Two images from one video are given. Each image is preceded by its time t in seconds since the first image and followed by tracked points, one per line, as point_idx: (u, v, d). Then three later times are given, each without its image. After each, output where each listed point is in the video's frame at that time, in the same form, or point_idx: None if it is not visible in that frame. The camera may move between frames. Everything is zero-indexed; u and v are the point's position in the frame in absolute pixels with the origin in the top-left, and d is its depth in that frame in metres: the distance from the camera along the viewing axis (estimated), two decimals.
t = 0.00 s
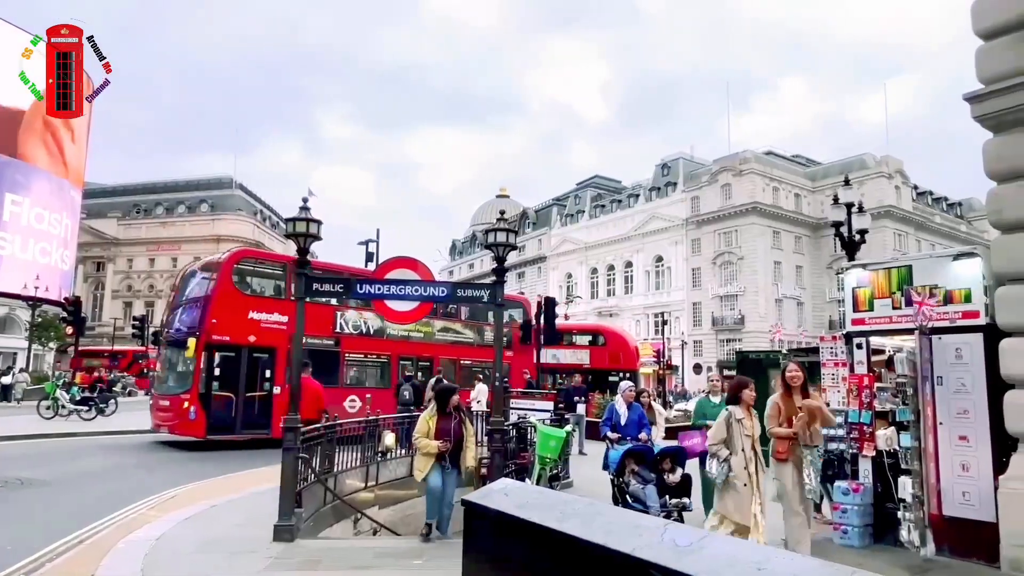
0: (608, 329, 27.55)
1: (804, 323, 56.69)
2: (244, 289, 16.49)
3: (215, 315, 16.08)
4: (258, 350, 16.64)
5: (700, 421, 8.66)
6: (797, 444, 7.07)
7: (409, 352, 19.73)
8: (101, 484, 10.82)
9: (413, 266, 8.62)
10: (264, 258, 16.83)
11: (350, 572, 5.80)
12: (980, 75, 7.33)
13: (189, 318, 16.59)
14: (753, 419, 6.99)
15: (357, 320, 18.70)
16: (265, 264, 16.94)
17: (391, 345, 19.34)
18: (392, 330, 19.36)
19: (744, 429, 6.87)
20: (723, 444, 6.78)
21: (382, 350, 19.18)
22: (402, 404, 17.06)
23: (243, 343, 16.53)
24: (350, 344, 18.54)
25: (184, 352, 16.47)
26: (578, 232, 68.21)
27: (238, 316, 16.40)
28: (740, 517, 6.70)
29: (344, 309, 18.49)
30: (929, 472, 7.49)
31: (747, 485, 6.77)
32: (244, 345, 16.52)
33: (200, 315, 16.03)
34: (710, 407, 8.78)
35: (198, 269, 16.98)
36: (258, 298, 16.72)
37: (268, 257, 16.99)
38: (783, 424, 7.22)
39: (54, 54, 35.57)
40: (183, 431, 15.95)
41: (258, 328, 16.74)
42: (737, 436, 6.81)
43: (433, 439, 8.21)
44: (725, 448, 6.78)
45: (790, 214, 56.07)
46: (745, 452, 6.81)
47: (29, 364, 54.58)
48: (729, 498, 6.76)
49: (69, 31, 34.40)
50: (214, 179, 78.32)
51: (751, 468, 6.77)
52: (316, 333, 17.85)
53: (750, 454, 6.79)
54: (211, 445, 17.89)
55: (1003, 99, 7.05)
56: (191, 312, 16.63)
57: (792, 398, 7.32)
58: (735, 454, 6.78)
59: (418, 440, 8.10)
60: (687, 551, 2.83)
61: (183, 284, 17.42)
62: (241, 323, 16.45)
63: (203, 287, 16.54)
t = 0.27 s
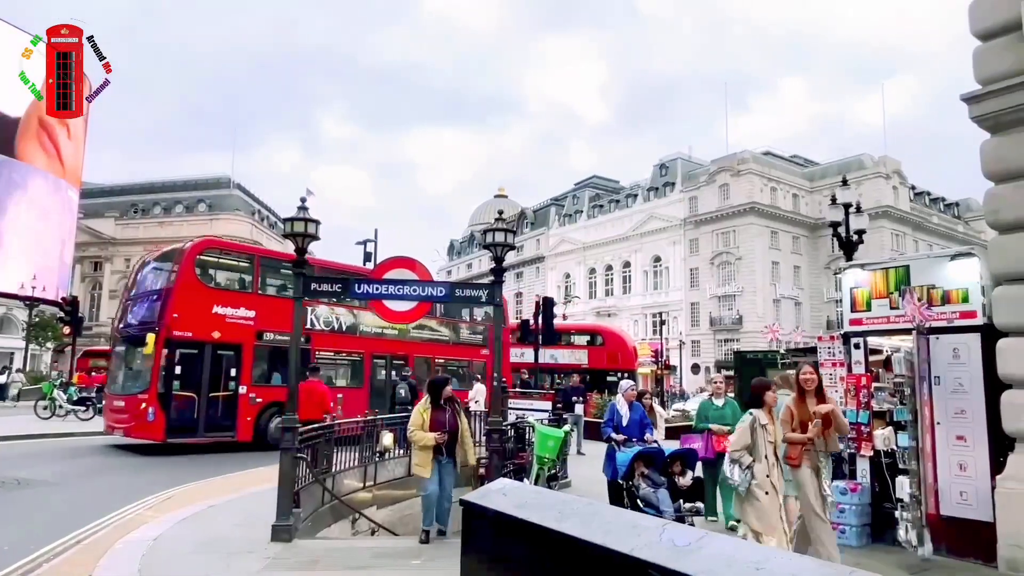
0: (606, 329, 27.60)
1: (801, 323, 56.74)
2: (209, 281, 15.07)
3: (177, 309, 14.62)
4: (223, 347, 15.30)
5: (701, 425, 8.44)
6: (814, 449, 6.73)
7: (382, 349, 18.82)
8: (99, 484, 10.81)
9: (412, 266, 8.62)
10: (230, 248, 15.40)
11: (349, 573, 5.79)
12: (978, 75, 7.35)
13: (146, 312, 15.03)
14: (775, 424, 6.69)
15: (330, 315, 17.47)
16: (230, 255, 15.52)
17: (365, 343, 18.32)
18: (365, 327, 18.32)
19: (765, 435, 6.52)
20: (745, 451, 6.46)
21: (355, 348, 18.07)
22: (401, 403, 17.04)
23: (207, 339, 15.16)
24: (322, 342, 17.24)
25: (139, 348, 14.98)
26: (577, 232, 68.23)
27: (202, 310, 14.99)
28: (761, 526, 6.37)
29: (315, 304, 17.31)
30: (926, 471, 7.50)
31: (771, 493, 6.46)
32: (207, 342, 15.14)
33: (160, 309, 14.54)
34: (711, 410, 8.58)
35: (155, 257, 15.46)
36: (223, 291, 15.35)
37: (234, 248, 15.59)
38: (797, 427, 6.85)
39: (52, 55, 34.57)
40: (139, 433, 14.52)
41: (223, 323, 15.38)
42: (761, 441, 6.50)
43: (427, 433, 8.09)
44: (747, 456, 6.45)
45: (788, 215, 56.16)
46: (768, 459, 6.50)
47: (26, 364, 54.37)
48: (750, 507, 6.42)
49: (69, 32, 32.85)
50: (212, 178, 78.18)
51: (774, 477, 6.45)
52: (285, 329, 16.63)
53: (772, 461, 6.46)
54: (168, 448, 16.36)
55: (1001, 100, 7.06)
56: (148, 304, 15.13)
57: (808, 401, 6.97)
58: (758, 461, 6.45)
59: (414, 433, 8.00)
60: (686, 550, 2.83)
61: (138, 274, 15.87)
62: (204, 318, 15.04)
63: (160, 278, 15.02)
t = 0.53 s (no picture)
0: (606, 330, 27.61)
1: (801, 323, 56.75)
2: (171, 271, 14.12)
3: (138, 301, 13.65)
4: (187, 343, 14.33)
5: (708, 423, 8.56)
6: (836, 448, 6.29)
7: (357, 348, 17.98)
8: (100, 485, 10.82)
9: (411, 266, 8.62)
10: (196, 237, 14.57)
11: (348, 573, 5.79)
12: (978, 75, 7.35)
13: (103, 305, 13.96)
14: (803, 425, 6.08)
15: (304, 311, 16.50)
16: (196, 244, 14.65)
17: (340, 341, 17.45)
18: (340, 324, 17.43)
19: (794, 436, 5.92)
20: (773, 456, 5.84)
21: (331, 345, 17.14)
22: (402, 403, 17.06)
23: (170, 335, 14.16)
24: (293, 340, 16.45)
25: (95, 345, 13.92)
26: (577, 232, 68.24)
27: (165, 304, 14.03)
28: (796, 538, 5.71)
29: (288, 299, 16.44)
30: (926, 471, 7.49)
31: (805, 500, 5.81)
32: (170, 338, 14.14)
33: (119, 301, 13.53)
34: (717, 409, 8.66)
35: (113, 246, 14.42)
36: (188, 284, 14.42)
37: (201, 237, 14.72)
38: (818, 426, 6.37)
39: (52, 55, 33.40)
40: (94, 439, 13.39)
41: (188, 318, 14.43)
42: (790, 444, 5.88)
43: (430, 426, 8.05)
44: (776, 461, 5.82)
45: (787, 215, 56.17)
46: (799, 463, 5.87)
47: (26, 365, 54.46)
48: (781, 515, 5.80)
49: (70, 33, 32.00)
50: (212, 178, 78.26)
51: (807, 481, 5.82)
52: (256, 325, 15.71)
53: (804, 464, 5.85)
54: (125, 453, 15.21)
55: (1000, 100, 7.07)
56: (104, 298, 14.10)
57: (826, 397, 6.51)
58: (788, 466, 5.82)
59: (417, 424, 8.01)
60: (685, 551, 2.83)
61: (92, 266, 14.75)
62: (167, 312, 14.09)
63: (118, 269, 13.99)
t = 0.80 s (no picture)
0: (608, 329, 27.58)
1: (804, 323, 56.65)
2: (135, 262, 13.49)
3: (99, 294, 12.98)
4: (152, 338, 13.70)
5: (716, 426, 8.53)
6: (864, 456, 6.22)
7: (335, 344, 17.32)
8: (103, 486, 10.84)
9: (414, 266, 8.62)
10: (162, 225, 14.01)
11: (350, 573, 5.79)
12: (980, 75, 7.34)
13: (61, 298, 13.23)
14: (835, 427, 5.84)
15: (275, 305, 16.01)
16: (162, 233, 14.07)
17: (318, 337, 16.89)
18: (317, 319, 16.89)
19: (832, 438, 5.70)
20: (810, 458, 5.56)
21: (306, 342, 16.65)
22: (405, 403, 17.07)
23: (134, 330, 13.50)
24: (268, 337, 16.04)
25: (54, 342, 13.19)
26: (579, 232, 68.19)
27: (128, 297, 13.39)
28: (834, 545, 5.42)
29: (260, 293, 15.87)
30: (929, 472, 7.47)
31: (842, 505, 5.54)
32: (134, 333, 13.49)
33: (78, 294, 12.84)
34: (726, 411, 8.62)
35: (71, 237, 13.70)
36: (154, 276, 13.85)
37: (167, 224, 14.18)
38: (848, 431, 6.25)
39: (53, 57, 32.55)
40: (51, 443, 12.58)
41: (153, 312, 13.81)
42: (827, 446, 5.61)
43: (446, 430, 7.97)
44: (814, 464, 5.54)
45: (790, 215, 56.09)
46: (835, 466, 5.60)
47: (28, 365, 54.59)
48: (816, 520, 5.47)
49: (73, 34, 31.42)
50: (214, 179, 78.39)
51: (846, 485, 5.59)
52: (227, 320, 15.11)
53: (842, 468, 5.63)
54: (84, 460, 14.33)
55: (1003, 99, 7.05)
56: (61, 292, 13.38)
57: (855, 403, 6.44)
58: (825, 467, 5.54)
59: (433, 429, 7.87)
60: (687, 551, 2.82)
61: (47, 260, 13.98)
62: (130, 305, 13.43)
63: (77, 261, 13.31)
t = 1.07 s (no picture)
0: (611, 329, 27.57)
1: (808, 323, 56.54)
2: (96, 250, 12.20)
3: (57, 285, 11.61)
4: (115, 334, 12.46)
5: (726, 429, 8.55)
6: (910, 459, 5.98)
7: (315, 341, 16.31)
8: (108, 486, 10.87)
9: (416, 266, 8.63)
10: (127, 210, 12.79)
11: (354, 573, 5.80)
12: (984, 74, 7.33)
13: (9, 289, 11.84)
14: (868, 428, 5.77)
15: (250, 299, 14.99)
16: (125, 219, 12.83)
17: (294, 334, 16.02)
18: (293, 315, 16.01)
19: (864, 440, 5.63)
20: (838, 459, 5.53)
21: (283, 339, 15.72)
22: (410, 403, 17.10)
23: (96, 325, 12.21)
24: (243, 334, 14.88)
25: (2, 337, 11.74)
26: (582, 232, 68.18)
27: (89, 288, 12.08)
28: (864, 549, 5.42)
29: (235, 286, 14.72)
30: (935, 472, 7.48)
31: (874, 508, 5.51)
32: (96, 328, 12.20)
33: (32, 284, 11.43)
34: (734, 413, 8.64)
35: (20, 221, 12.25)
36: (117, 265, 12.57)
37: (132, 210, 12.94)
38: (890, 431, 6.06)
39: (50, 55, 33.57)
40: None
41: (117, 305, 12.55)
42: (859, 447, 5.57)
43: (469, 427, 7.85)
44: (842, 466, 5.51)
45: (794, 215, 56.00)
46: (867, 467, 5.55)
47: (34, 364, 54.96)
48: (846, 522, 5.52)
49: (72, 33, 32.11)
50: (218, 179, 78.69)
51: (877, 488, 5.53)
52: (198, 315, 13.94)
53: (874, 470, 5.55)
54: (33, 469, 12.81)
55: (1007, 99, 7.04)
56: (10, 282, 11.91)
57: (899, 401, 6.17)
58: (856, 470, 5.51)
59: (453, 426, 7.71)
60: (690, 550, 2.82)
61: None
62: (93, 297, 12.14)
63: (28, 247, 11.89)
